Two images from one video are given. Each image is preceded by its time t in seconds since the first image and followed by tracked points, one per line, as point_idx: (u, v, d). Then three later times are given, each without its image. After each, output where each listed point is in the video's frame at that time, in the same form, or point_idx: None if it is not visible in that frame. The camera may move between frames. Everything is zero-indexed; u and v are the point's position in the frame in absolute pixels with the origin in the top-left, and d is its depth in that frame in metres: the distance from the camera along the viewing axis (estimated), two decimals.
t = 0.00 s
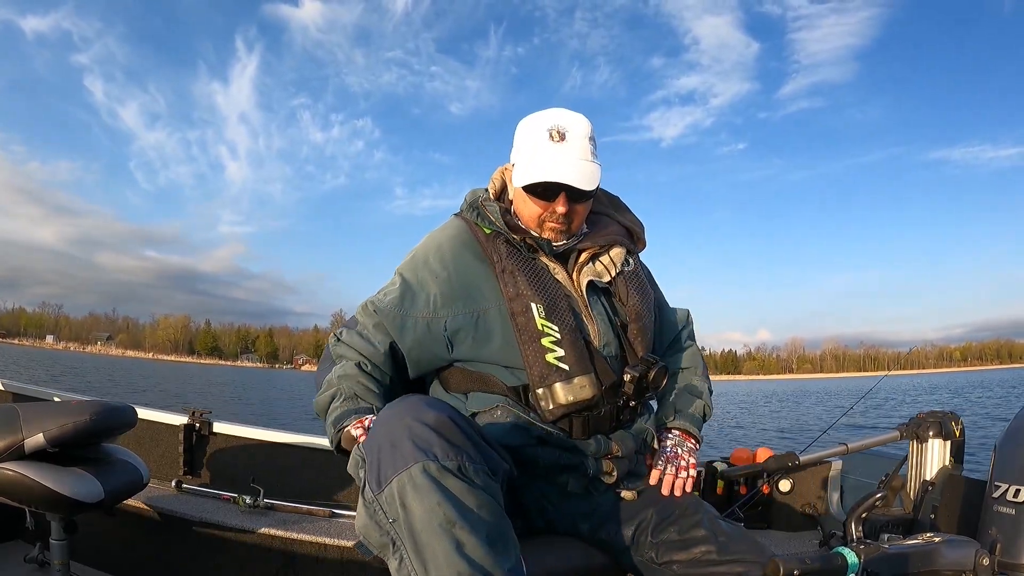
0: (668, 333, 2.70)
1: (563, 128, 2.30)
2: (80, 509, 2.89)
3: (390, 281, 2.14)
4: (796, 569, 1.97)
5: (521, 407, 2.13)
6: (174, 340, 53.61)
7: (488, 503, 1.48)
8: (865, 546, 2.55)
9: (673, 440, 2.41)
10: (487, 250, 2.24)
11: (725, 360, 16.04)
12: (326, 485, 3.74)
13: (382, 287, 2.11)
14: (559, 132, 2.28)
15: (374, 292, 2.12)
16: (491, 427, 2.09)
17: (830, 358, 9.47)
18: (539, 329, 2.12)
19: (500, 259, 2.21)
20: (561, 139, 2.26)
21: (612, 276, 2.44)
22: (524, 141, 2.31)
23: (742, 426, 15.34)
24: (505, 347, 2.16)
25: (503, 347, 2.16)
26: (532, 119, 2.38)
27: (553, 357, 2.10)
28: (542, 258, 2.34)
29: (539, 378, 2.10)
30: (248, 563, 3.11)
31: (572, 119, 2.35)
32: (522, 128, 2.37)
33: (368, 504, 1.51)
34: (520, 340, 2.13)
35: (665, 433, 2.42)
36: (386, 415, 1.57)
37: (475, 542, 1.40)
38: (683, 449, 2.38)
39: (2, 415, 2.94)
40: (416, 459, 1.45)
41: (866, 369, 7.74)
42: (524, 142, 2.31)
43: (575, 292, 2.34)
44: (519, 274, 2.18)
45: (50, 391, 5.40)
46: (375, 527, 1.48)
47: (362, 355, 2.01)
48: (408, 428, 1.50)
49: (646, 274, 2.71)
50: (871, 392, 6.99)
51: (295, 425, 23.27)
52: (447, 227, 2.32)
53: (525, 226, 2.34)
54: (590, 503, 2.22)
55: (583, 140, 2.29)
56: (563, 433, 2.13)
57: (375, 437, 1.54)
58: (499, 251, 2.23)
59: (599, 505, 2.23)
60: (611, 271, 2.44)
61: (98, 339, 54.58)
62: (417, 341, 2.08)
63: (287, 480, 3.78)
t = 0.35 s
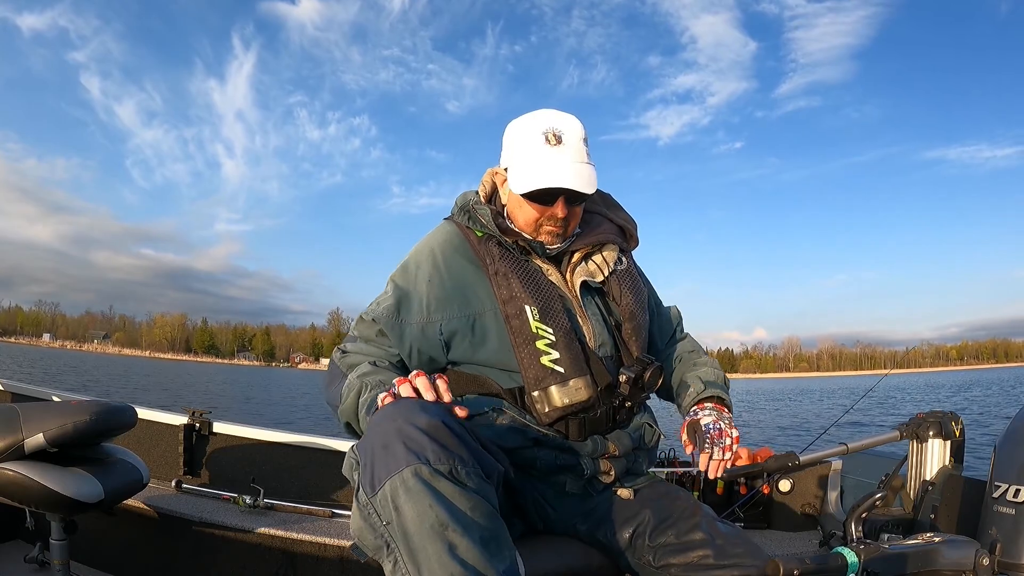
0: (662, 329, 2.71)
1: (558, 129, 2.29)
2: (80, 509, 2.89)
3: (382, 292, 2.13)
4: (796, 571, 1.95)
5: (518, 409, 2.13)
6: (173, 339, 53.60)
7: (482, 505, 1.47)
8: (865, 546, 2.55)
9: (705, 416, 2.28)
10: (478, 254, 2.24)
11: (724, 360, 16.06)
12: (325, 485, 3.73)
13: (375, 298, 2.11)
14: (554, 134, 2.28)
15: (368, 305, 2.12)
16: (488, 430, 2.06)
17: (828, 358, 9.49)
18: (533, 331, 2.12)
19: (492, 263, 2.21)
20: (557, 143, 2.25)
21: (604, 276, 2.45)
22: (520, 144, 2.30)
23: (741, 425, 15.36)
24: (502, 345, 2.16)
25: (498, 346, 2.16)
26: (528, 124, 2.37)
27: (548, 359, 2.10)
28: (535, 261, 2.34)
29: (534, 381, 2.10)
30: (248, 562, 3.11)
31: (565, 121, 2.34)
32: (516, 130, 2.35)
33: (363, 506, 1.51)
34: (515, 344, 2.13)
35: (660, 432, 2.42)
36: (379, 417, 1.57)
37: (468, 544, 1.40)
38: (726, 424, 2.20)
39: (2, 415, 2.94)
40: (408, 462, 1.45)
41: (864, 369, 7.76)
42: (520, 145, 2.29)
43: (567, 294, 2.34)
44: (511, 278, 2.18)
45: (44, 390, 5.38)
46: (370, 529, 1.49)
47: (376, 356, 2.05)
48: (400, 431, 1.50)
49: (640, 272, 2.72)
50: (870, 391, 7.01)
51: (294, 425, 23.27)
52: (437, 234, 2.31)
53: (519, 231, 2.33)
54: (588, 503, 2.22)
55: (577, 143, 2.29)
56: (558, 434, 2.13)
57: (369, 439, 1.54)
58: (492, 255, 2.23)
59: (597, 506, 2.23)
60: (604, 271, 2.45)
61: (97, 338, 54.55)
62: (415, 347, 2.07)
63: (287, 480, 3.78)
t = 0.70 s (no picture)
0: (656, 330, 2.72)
1: (607, 145, 2.34)
2: (80, 510, 2.88)
3: (385, 285, 2.13)
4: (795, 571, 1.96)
5: (520, 408, 2.14)
6: (171, 339, 53.61)
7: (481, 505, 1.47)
8: (865, 546, 2.55)
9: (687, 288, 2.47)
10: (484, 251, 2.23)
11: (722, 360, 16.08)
12: (325, 485, 3.73)
13: (378, 292, 2.11)
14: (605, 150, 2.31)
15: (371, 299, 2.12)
16: (488, 428, 2.08)
17: (825, 358, 9.50)
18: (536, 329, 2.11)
19: (498, 260, 2.20)
20: (609, 158, 2.30)
21: (606, 277, 2.45)
22: (567, 151, 2.29)
23: (739, 425, 15.37)
24: (504, 342, 2.16)
25: (501, 343, 2.16)
26: (570, 136, 2.38)
27: (551, 357, 2.10)
28: (541, 258, 2.33)
29: (537, 378, 2.10)
30: (248, 562, 3.11)
31: (608, 136, 2.39)
32: (558, 137, 2.35)
33: (361, 509, 1.51)
34: (518, 341, 2.13)
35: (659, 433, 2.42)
36: (377, 418, 1.57)
37: (466, 544, 1.40)
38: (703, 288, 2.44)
39: (2, 415, 2.94)
40: (406, 463, 1.45)
41: (860, 369, 7.78)
42: (565, 153, 2.29)
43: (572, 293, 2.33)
44: (517, 276, 2.17)
45: (43, 390, 5.38)
46: (368, 532, 1.49)
47: (379, 359, 2.03)
48: (398, 433, 1.50)
49: (641, 275, 2.73)
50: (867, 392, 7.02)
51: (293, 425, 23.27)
52: (444, 227, 2.31)
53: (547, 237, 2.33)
54: (587, 501, 2.22)
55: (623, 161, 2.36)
56: (557, 432, 2.13)
57: (367, 441, 1.54)
58: (497, 252, 2.22)
59: (597, 506, 2.23)
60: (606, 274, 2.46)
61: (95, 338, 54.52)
62: (419, 342, 2.08)
63: (287, 480, 3.78)
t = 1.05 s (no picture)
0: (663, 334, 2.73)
1: (630, 152, 2.34)
2: (80, 509, 2.88)
3: (400, 274, 2.09)
4: (797, 571, 1.96)
5: (526, 403, 2.15)
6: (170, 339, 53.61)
7: (495, 503, 1.48)
8: (865, 546, 2.55)
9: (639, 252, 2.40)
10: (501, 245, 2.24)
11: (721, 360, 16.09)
12: (325, 485, 3.73)
13: (393, 280, 2.07)
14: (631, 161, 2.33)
15: (383, 287, 2.07)
16: (495, 424, 2.10)
17: (821, 358, 9.51)
18: (547, 326, 2.12)
19: (514, 255, 2.21)
20: (633, 167, 2.31)
21: (614, 282, 2.47)
22: (594, 158, 2.31)
23: (738, 425, 15.38)
24: (515, 337, 2.18)
25: (512, 337, 2.18)
26: (590, 142, 2.39)
27: (561, 353, 2.11)
28: (555, 257, 2.33)
29: (546, 373, 2.10)
30: (248, 563, 3.10)
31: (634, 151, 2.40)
32: (587, 146, 2.37)
33: (375, 504, 1.50)
34: (529, 335, 2.13)
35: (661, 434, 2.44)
36: (392, 412, 1.56)
37: (482, 542, 1.40)
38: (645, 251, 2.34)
39: (2, 415, 2.94)
40: (423, 459, 1.44)
41: (856, 369, 7.79)
42: (591, 159, 2.31)
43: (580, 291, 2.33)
44: (532, 271, 2.18)
45: (42, 390, 5.38)
46: (382, 527, 1.48)
47: (391, 346, 1.98)
48: (416, 427, 1.49)
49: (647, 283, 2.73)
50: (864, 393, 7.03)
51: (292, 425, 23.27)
52: (460, 221, 2.31)
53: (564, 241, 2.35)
54: (590, 500, 2.22)
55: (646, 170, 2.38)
56: (562, 430, 2.14)
57: (382, 434, 1.53)
58: (513, 247, 2.23)
59: (600, 505, 2.22)
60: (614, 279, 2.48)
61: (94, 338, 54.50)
62: (432, 331, 2.06)
63: (287, 480, 3.78)
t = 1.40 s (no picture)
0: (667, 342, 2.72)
1: (618, 141, 2.36)
2: (80, 510, 2.88)
3: (411, 266, 2.10)
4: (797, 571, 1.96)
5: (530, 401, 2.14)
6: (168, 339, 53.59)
7: (505, 504, 1.49)
8: (866, 546, 2.55)
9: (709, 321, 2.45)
10: (506, 244, 2.24)
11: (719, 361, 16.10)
12: (325, 484, 3.72)
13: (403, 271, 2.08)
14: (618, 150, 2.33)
15: (393, 279, 2.07)
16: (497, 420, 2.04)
17: (818, 359, 9.52)
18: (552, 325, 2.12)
19: (519, 254, 2.22)
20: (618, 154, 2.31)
21: (620, 283, 2.46)
22: (582, 150, 2.34)
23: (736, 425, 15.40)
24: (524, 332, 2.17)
25: (520, 335, 2.17)
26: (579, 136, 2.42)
27: (565, 352, 2.12)
28: (558, 258, 2.34)
29: (551, 372, 2.11)
30: (248, 563, 3.10)
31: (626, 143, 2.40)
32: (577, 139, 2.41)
33: (384, 503, 1.49)
34: (534, 335, 2.13)
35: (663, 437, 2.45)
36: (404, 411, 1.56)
37: (493, 542, 1.40)
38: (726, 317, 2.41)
39: (2, 415, 2.93)
40: (435, 458, 1.45)
41: (853, 369, 7.81)
42: (578, 150, 2.35)
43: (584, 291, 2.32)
44: (538, 270, 2.19)
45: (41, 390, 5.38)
46: (391, 526, 1.47)
47: (400, 335, 1.95)
48: (429, 426, 1.50)
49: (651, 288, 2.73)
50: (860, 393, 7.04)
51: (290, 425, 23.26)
52: (468, 218, 2.31)
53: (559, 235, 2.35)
54: (591, 499, 2.21)
55: (636, 160, 2.37)
56: (565, 430, 2.14)
57: (393, 432, 1.53)
58: (519, 246, 2.24)
59: (601, 505, 2.22)
60: (620, 280, 2.46)
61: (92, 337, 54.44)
62: (442, 322, 2.05)
63: (287, 480, 3.77)
